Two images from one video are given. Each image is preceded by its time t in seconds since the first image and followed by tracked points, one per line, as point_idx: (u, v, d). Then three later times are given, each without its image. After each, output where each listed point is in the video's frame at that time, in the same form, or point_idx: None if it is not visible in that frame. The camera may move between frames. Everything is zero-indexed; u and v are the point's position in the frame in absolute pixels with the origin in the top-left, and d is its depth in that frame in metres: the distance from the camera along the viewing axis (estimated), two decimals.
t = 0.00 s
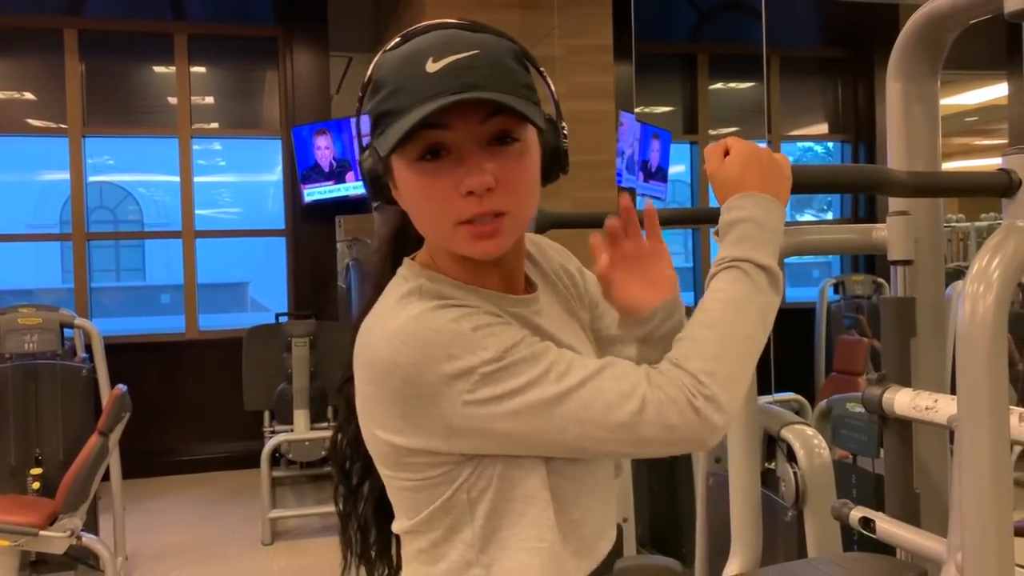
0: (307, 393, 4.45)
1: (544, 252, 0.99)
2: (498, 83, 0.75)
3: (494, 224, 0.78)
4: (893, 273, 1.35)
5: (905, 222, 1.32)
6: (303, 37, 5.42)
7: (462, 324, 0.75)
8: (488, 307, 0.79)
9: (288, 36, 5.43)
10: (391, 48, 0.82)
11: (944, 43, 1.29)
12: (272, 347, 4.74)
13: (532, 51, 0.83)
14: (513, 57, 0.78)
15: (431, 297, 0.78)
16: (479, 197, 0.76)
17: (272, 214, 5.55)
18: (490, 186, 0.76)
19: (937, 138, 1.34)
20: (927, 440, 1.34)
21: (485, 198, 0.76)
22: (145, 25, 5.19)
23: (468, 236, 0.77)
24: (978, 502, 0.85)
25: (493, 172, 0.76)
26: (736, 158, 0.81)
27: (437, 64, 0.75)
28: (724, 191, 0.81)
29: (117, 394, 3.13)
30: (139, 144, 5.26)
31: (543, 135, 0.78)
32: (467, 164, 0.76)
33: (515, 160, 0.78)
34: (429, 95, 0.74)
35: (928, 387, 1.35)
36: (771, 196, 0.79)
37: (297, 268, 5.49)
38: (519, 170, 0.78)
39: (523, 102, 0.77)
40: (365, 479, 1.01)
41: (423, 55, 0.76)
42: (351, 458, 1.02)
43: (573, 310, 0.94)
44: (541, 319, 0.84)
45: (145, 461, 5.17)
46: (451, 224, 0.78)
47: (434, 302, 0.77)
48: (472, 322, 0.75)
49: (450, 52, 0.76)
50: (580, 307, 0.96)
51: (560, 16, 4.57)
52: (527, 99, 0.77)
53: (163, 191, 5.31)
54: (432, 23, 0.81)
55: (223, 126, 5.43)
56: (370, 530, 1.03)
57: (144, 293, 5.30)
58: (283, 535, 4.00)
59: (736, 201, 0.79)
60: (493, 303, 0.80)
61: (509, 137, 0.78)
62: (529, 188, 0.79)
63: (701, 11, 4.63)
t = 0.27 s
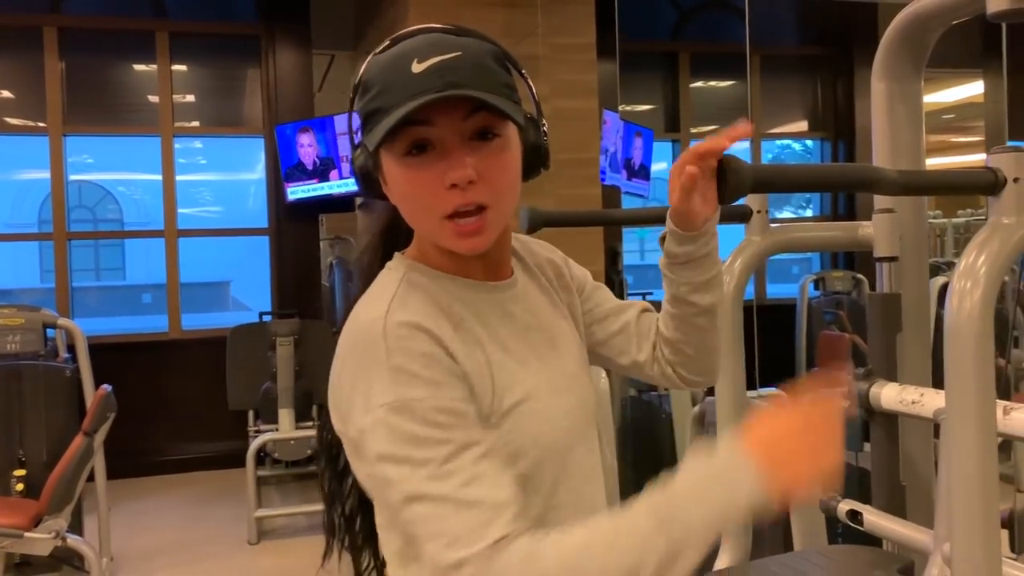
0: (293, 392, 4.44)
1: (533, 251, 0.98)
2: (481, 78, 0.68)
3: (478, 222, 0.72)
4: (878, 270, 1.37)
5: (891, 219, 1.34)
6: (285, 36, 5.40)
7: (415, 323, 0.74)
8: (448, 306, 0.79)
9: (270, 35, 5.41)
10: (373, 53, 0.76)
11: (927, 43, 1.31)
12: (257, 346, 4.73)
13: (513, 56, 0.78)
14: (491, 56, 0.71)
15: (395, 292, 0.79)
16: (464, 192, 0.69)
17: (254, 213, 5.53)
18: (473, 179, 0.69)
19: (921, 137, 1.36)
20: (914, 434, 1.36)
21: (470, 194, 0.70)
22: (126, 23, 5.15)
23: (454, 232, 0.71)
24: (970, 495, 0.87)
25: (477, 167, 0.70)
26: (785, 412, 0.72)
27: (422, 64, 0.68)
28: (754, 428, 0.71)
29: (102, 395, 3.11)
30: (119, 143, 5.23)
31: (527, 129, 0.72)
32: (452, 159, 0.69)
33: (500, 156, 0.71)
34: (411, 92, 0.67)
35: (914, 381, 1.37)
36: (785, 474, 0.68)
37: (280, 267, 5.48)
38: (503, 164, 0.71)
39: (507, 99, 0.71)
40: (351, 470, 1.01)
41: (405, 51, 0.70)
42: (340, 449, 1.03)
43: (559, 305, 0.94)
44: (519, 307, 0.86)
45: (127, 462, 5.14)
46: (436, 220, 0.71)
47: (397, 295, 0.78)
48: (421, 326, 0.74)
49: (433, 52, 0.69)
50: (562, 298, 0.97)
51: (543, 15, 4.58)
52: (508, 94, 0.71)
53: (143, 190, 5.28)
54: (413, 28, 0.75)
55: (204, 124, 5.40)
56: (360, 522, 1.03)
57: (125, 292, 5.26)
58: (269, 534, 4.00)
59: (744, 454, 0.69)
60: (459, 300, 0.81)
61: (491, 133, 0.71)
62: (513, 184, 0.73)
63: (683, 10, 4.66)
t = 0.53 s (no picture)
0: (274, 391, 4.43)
1: (564, 256, 0.96)
2: (508, 93, 0.78)
3: (502, 222, 0.81)
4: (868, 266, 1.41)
5: (880, 217, 1.39)
6: (261, 33, 5.37)
7: (421, 316, 0.80)
8: (466, 299, 0.83)
9: (246, 32, 5.37)
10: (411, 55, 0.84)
11: (914, 44, 1.36)
12: (237, 345, 4.71)
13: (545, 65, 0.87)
14: (521, 70, 0.81)
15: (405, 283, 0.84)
16: (490, 196, 0.79)
17: (229, 211, 5.49)
18: (499, 186, 0.79)
19: (908, 136, 1.40)
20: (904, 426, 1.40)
21: (495, 197, 0.79)
22: (99, 21, 5.10)
23: (479, 231, 0.80)
24: (965, 478, 0.90)
25: (502, 173, 0.79)
26: None
27: (454, 75, 0.78)
28: None
29: (85, 397, 3.09)
30: (92, 142, 5.18)
31: (550, 138, 0.81)
32: (480, 167, 0.79)
33: (524, 163, 0.81)
34: (446, 104, 0.77)
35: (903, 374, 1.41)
36: None
37: (258, 265, 5.45)
38: (526, 171, 0.81)
39: (533, 110, 0.80)
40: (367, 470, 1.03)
41: (438, 63, 0.79)
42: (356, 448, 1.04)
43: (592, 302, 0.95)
44: (538, 304, 0.86)
45: (105, 463, 5.09)
46: (464, 220, 0.81)
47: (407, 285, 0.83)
48: (423, 323, 0.80)
49: (465, 66, 0.78)
50: (590, 296, 0.96)
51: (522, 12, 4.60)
52: (533, 107, 0.80)
53: (112, 188, 5.22)
54: (449, 34, 0.84)
55: (177, 122, 5.36)
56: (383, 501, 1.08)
57: (99, 293, 5.21)
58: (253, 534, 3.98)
59: None
60: (476, 301, 0.83)
61: (518, 141, 0.80)
62: (536, 187, 0.82)
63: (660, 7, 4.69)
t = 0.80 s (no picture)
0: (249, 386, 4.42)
1: (572, 259, 0.99)
2: (510, 95, 0.80)
3: (506, 219, 0.83)
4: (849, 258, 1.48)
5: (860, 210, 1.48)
6: (233, 26, 5.33)
7: (426, 295, 0.82)
8: (467, 288, 0.85)
9: (218, 26, 5.33)
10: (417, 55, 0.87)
11: (891, 44, 1.44)
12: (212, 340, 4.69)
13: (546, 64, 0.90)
14: (524, 71, 0.83)
15: (415, 269, 0.86)
16: (495, 194, 0.82)
17: (195, 205, 5.47)
18: (503, 185, 0.81)
19: (886, 131, 1.48)
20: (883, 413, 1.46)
21: (500, 195, 0.82)
22: (67, 13, 5.03)
23: (484, 228, 0.83)
24: (950, 471, 0.98)
25: (505, 173, 0.82)
26: None
27: (459, 77, 0.80)
28: None
29: (62, 393, 3.07)
30: (60, 136, 5.12)
31: (552, 138, 0.83)
32: (484, 166, 0.82)
33: (526, 162, 0.83)
34: (452, 105, 0.79)
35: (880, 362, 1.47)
36: None
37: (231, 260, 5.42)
38: (529, 170, 0.83)
39: (534, 109, 0.82)
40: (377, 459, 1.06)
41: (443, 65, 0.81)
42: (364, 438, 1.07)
43: (597, 303, 0.99)
44: (539, 296, 0.89)
45: (77, 460, 5.05)
46: (470, 217, 0.83)
47: (415, 271, 0.85)
48: (429, 302, 0.82)
49: (469, 67, 0.81)
50: (592, 295, 0.99)
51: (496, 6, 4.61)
52: (536, 108, 0.83)
53: (77, 181, 5.15)
54: (454, 35, 0.86)
55: (145, 116, 5.29)
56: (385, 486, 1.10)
57: (66, 288, 5.15)
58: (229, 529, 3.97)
59: None
60: (483, 293, 0.86)
61: (521, 141, 0.83)
62: (538, 185, 0.85)
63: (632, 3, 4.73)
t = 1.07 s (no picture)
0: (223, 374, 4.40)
1: (561, 242, 1.01)
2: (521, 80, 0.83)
3: (515, 202, 0.85)
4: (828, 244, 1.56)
5: (838, 197, 1.55)
6: (203, 12, 5.28)
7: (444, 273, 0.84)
8: (479, 267, 0.88)
9: (188, 11, 5.28)
10: (424, 42, 0.88)
11: (868, 35, 1.50)
12: (184, 328, 4.67)
13: (549, 51, 0.92)
14: (532, 59, 0.86)
15: (431, 250, 0.88)
16: (504, 177, 0.84)
17: (162, 193, 5.39)
18: (513, 168, 0.84)
19: (863, 120, 1.55)
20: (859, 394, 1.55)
21: (509, 178, 0.84)
22: None
23: (493, 210, 0.85)
24: (929, 440, 1.05)
25: (515, 156, 0.84)
26: None
27: (469, 64, 0.82)
28: None
29: (34, 380, 3.05)
30: (25, 121, 5.05)
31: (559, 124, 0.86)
32: (494, 150, 0.84)
33: (534, 146, 0.86)
34: (464, 89, 0.82)
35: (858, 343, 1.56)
36: None
37: (202, 248, 5.37)
38: (537, 154, 0.86)
39: (541, 95, 0.85)
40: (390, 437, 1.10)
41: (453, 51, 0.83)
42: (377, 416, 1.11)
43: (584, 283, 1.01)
44: (544, 275, 0.92)
45: (47, 450, 4.99)
46: (479, 200, 0.85)
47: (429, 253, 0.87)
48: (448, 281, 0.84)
49: (479, 54, 0.83)
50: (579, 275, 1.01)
51: None
52: (544, 94, 0.85)
53: (39, 169, 5.08)
54: (460, 22, 0.88)
55: (110, 102, 5.23)
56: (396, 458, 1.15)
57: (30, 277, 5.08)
58: (205, 517, 3.96)
59: None
60: (493, 274, 0.88)
61: (528, 126, 0.85)
62: (545, 169, 0.87)
63: None
